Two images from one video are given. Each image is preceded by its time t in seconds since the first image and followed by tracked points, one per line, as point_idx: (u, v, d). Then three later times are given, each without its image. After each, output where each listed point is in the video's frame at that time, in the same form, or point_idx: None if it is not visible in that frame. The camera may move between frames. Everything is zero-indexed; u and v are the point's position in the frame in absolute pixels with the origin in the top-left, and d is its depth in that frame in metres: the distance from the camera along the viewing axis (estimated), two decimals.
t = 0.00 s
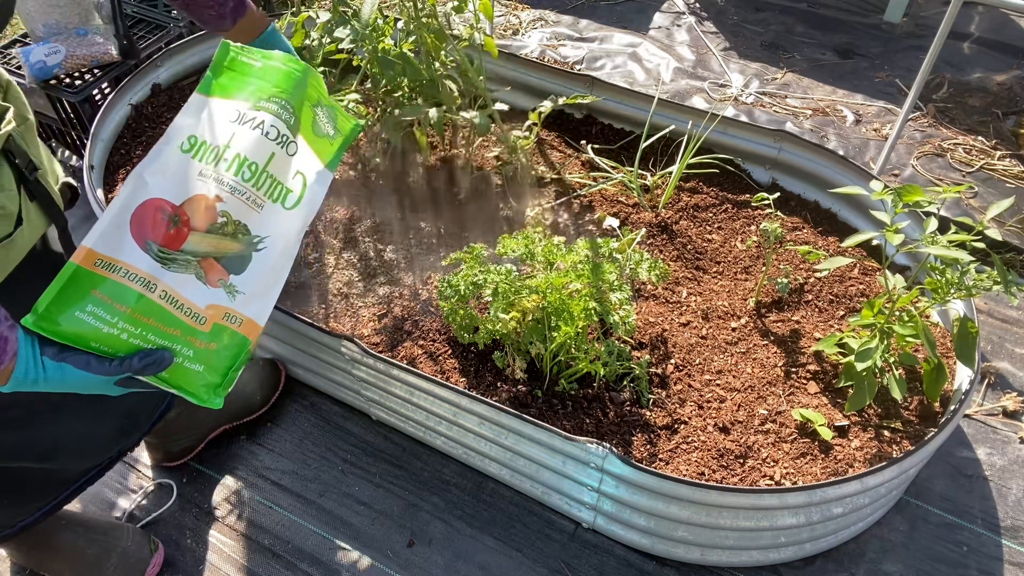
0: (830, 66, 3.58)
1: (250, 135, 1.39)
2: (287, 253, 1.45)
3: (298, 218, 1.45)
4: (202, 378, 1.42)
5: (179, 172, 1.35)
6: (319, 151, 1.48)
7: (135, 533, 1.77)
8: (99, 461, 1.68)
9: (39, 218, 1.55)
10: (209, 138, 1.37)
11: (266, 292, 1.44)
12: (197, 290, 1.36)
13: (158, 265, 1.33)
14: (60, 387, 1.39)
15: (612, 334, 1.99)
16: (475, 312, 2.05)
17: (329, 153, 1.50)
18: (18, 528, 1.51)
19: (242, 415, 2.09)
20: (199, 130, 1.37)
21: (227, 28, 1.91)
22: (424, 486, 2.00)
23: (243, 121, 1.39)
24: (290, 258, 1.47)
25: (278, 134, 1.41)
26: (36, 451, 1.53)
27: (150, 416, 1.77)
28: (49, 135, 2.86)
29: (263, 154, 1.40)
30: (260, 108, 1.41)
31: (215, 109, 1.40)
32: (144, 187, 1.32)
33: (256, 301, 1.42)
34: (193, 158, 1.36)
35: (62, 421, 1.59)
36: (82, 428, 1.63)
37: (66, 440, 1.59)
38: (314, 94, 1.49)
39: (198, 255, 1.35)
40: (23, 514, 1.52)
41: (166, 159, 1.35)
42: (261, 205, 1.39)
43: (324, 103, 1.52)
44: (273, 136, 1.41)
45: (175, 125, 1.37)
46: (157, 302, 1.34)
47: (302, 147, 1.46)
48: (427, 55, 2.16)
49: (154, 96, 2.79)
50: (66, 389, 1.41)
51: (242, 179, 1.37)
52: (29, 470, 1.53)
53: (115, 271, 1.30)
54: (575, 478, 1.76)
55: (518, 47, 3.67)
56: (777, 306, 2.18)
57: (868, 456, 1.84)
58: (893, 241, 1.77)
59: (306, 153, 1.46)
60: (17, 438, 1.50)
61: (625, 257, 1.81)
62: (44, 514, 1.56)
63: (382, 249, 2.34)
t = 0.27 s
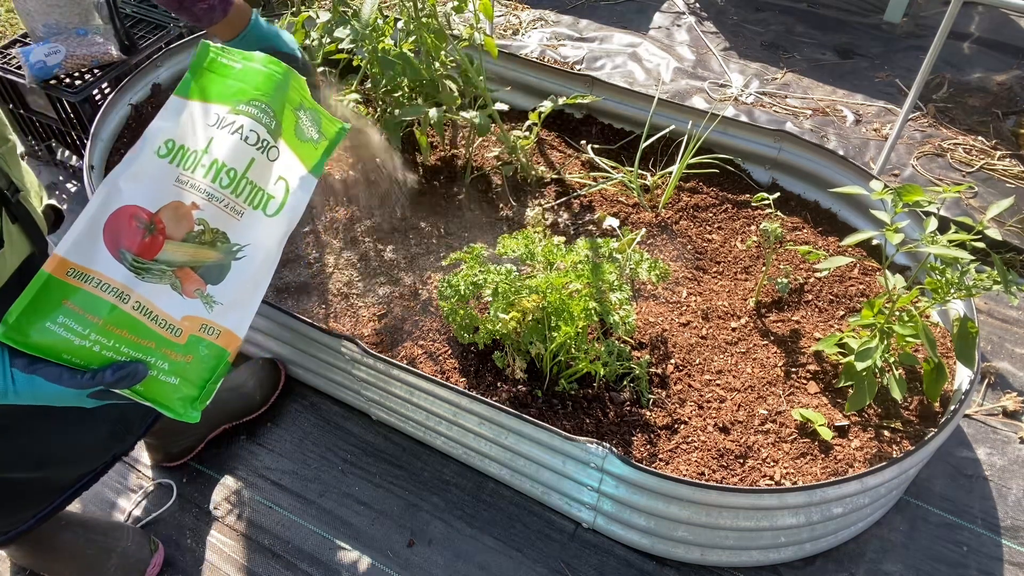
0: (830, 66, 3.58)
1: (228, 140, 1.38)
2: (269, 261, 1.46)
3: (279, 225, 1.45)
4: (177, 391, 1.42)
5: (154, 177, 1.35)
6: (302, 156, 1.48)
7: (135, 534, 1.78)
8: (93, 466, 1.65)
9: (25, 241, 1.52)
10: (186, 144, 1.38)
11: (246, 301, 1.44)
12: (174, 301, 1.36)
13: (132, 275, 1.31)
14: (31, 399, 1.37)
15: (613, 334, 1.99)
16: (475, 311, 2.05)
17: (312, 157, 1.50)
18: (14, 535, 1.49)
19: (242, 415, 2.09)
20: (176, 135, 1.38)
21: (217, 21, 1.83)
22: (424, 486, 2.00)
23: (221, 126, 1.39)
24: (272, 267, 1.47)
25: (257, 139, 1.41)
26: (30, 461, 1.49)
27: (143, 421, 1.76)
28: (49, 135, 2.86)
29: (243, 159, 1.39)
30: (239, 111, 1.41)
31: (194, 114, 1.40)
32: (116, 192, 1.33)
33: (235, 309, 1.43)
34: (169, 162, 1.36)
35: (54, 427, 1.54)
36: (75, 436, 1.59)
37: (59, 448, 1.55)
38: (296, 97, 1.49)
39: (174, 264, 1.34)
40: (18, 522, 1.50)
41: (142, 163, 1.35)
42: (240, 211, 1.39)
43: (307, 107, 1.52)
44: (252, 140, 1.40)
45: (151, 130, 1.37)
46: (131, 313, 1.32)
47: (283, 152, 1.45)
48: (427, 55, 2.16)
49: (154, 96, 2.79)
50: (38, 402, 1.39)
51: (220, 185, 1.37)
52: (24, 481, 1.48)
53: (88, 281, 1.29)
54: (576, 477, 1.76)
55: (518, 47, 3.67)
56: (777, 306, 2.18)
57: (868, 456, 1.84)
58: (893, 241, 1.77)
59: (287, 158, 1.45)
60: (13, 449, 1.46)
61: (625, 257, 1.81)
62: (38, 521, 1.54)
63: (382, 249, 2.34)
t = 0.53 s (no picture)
0: (830, 66, 3.58)
1: (217, 124, 1.39)
2: (266, 245, 1.46)
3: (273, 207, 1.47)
4: (185, 378, 1.40)
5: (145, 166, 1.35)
6: (289, 137, 1.51)
7: (135, 534, 1.78)
8: (93, 471, 1.64)
9: (18, 251, 1.45)
10: (174, 130, 1.38)
11: (247, 285, 1.44)
12: (175, 288, 1.36)
13: (130, 264, 1.32)
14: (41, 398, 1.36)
15: (612, 334, 1.99)
16: (475, 311, 2.05)
17: (300, 138, 1.53)
18: (15, 544, 1.48)
19: (242, 415, 2.09)
20: (163, 122, 1.38)
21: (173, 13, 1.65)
22: (424, 486, 2.00)
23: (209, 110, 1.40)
24: (268, 250, 1.47)
25: (246, 121, 1.42)
26: (30, 468, 1.49)
27: (143, 423, 1.73)
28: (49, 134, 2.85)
29: (233, 142, 1.41)
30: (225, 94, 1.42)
31: (178, 99, 1.40)
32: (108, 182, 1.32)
33: (236, 295, 1.43)
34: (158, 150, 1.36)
35: (57, 434, 1.54)
36: (76, 441, 1.58)
37: (59, 454, 1.55)
38: (280, 78, 1.51)
39: (172, 252, 1.35)
40: (18, 531, 1.49)
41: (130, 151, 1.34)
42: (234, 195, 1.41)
43: (291, 87, 1.55)
44: (241, 122, 1.42)
45: (137, 118, 1.36)
46: (132, 303, 1.33)
47: (271, 133, 1.47)
48: (427, 55, 2.16)
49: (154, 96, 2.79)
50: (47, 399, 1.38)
51: (212, 169, 1.39)
52: (24, 487, 1.49)
53: (87, 273, 1.29)
54: (576, 478, 1.76)
55: (518, 47, 3.67)
56: (777, 306, 2.18)
57: (868, 456, 1.84)
58: (893, 241, 1.77)
59: (275, 140, 1.48)
60: (14, 456, 1.46)
61: (625, 257, 1.82)
62: (40, 529, 1.53)
63: (382, 249, 2.34)
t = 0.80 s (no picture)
0: (830, 66, 3.58)
1: (209, 105, 1.38)
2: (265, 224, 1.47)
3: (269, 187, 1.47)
4: (194, 360, 1.43)
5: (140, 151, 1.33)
6: (281, 116, 1.50)
7: (135, 534, 1.78)
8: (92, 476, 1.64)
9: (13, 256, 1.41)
10: (166, 113, 1.36)
11: (249, 266, 1.46)
12: (180, 272, 1.37)
13: (133, 250, 1.32)
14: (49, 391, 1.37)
15: (612, 334, 1.99)
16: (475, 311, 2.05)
17: (291, 116, 1.52)
18: (15, 550, 1.49)
19: (242, 415, 2.09)
20: (154, 106, 1.36)
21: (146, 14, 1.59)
22: (424, 486, 2.00)
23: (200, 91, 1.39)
24: (267, 229, 1.49)
25: (238, 101, 1.41)
26: (31, 473, 1.48)
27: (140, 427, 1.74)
28: (49, 135, 2.85)
29: (226, 123, 1.40)
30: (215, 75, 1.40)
31: (167, 82, 1.39)
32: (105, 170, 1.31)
33: (239, 276, 1.44)
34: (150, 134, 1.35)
35: (58, 439, 1.53)
36: (74, 445, 1.57)
37: (59, 458, 1.54)
38: (268, 56, 1.49)
39: (174, 235, 1.35)
40: (18, 537, 1.49)
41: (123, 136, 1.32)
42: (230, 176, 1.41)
43: (280, 65, 1.53)
44: (233, 102, 1.41)
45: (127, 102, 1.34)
46: (138, 288, 1.33)
47: (263, 113, 1.46)
48: (427, 55, 2.16)
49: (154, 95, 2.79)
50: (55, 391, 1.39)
51: (207, 151, 1.38)
52: (24, 493, 1.47)
53: (90, 262, 1.29)
54: (576, 478, 1.76)
55: (518, 47, 3.67)
56: (777, 306, 2.18)
57: (868, 456, 1.84)
58: (893, 241, 1.77)
59: (268, 119, 1.47)
60: (14, 461, 1.45)
61: (625, 258, 1.82)
62: (40, 534, 1.54)
63: (382, 249, 2.34)
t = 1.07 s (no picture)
0: (830, 66, 3.58)
1: (198, 100, 1.39)
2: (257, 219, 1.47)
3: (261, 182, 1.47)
4: (192, 357, 1.43)
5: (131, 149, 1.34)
6: (272, 110, 1.49)
7: (135, 535, 1.78)
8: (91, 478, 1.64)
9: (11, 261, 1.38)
10: (155, 110, 1.37)
11: (243, 262, 1.46)
12: (174, 270, 1.37)
13: (126, 248, 1.32)
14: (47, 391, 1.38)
15: (612, 334, 1.99)
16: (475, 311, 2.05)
17: (282, 111, 1.51)
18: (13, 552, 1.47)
19: (242, 415, 2.09)
20: (144, 103, 1.36)
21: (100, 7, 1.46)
22: (424, 486, 2.00)
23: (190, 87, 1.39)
24: (261, 223, 1.49)
25: (227, 96, 1.41)
26: (29, 477, 1.48)
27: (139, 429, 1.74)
28: (49, 135, 2.85)
29: (216, 118, 1.40)
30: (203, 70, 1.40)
31: (156, 78, 1.39)
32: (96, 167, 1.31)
33: (234, 271, 1.44)
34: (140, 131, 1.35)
35: (58, 442, 1.53)
36: (72, 449, 1.57)
37: (57, 463, 1.53)
38: (257, 50, 1.48)
39: (167, 233, 1.35)
40: (16, 539, 1.48)
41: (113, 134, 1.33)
42: (222, 172, 1.41)
43: (269, 59, 1.52)
44: (222, 97, 1.41)
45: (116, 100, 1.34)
46: (133, 287, 1.34)
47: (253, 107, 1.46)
48: (427, 55, 2.16)
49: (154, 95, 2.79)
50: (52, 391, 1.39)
51: (198, 146, 1.38)
52: (21, 496, 1.47)
53: (83, 261, 1.29)
54: (576, 478, 1.76)
55: (518, 47, 3.67)
56: (777, 306, 2.18)
57: (868, 456, 1.84)
58: (893, 241, 1.77)
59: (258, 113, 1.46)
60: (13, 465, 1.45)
61: (625, 258, 1.82)
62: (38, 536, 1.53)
63: (382, 249, 2.34)
